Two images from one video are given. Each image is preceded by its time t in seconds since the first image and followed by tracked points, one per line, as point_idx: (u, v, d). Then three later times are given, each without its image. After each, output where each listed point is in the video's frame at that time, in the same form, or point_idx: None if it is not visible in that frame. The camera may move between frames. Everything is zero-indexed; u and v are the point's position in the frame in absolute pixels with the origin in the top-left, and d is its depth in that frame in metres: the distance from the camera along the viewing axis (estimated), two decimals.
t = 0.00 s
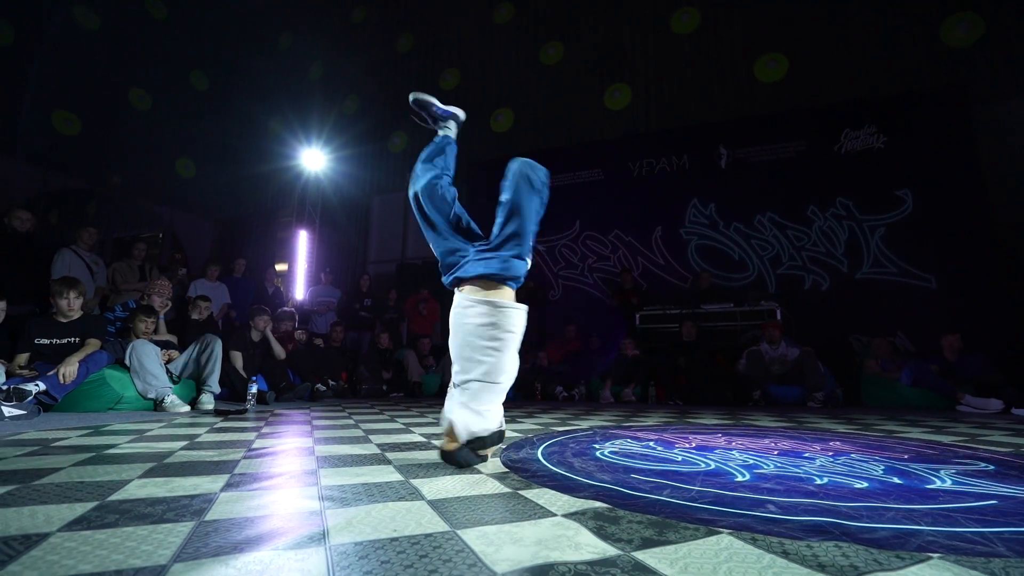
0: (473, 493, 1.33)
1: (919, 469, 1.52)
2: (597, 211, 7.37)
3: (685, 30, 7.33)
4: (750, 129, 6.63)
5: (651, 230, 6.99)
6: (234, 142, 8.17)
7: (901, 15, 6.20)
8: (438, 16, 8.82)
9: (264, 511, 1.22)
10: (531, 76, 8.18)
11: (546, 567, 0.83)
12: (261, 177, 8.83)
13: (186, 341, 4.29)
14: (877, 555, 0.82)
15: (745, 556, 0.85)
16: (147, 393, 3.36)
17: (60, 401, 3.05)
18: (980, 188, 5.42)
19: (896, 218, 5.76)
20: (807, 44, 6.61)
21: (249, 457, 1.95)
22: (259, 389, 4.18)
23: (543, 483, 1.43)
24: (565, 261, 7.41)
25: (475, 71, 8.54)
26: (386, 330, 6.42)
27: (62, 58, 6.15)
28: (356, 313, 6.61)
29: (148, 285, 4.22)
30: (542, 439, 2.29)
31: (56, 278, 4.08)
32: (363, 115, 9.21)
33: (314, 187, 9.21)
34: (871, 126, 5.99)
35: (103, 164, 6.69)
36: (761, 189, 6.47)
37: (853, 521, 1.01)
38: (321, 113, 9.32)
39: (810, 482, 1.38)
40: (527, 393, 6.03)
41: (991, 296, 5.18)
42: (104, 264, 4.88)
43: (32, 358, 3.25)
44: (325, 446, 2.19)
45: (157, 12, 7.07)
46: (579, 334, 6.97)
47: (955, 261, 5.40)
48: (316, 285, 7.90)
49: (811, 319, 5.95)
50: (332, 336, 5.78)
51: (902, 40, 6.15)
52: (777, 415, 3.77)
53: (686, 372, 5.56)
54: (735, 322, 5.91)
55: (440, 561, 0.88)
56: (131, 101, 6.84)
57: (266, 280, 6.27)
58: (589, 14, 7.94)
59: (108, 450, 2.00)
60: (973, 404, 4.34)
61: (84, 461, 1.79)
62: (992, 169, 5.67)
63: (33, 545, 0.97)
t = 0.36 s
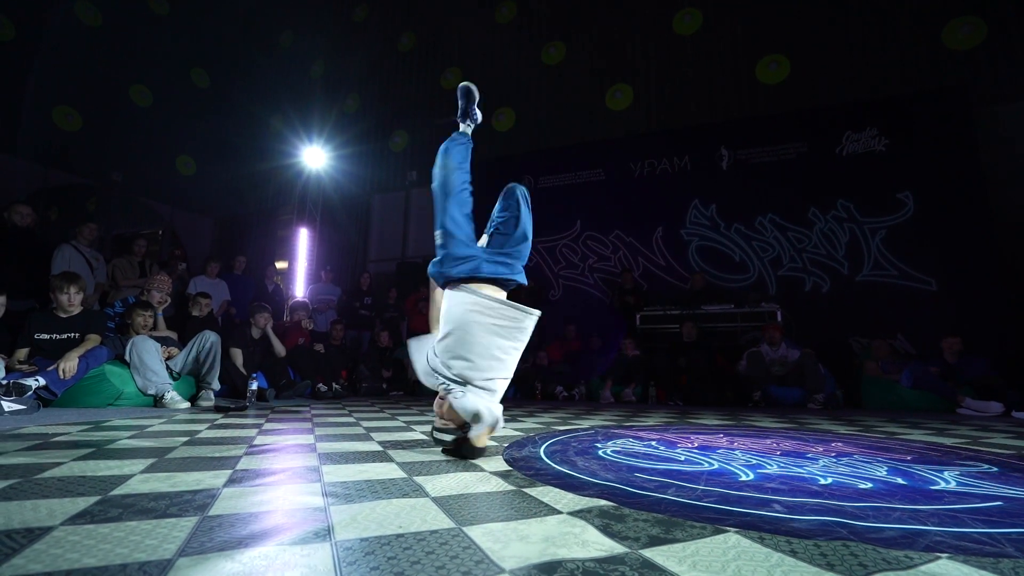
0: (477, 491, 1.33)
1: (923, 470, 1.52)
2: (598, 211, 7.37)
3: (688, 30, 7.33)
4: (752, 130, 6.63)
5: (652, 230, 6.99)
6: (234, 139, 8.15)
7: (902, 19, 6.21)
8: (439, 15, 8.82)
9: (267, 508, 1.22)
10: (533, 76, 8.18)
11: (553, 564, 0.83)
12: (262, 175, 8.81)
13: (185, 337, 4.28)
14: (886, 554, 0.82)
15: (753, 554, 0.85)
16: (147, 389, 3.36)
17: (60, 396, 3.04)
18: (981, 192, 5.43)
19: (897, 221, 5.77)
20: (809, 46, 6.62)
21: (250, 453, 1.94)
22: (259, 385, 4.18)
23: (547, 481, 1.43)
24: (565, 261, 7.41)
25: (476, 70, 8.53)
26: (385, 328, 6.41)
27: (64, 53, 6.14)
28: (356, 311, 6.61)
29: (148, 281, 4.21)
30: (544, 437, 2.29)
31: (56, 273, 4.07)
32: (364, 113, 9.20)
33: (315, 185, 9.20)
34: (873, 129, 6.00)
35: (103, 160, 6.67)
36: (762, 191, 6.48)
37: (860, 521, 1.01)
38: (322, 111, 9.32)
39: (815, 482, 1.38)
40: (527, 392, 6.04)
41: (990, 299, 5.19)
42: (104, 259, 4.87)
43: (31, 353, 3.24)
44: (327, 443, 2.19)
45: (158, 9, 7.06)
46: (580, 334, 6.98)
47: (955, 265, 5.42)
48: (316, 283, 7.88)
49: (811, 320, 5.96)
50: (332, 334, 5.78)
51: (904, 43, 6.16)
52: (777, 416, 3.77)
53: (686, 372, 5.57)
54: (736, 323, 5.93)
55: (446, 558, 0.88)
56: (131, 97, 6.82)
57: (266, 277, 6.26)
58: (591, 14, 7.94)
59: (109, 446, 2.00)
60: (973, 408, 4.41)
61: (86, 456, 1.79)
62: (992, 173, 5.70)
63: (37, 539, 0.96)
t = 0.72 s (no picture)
0: (484, 490, 1.33)
1: (929, 469, 1.53)
2: (599, 211, 7.37)
3: (688, 30, 7.33)
4: (753, 131, 6.64)
5: (653, 230, 6.99)
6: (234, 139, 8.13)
7: (903, 20, 6.22)
8: (440, 15, 8.82)
9: (273, 506, 1.22)
10: (533, 76, 8.18)
11: (565, 563, 0.83)
12: (262, 174, 8.80)
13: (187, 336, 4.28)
14: (898, 553, 0.82)
15: (766, 553, 0.85)
16: (150, 388, 3.37)
17: (62, 396, 3.03)
18: (981, 191, 5.44)
19: (898, 221, 5.78)
20: (810, 46, 6.63)
21: (254, 453, 1.93)
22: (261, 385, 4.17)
23: (553, 480, 1.43)
24: (566, 261, 7.40)
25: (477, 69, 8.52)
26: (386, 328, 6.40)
27: (64, 52, 6.12)
28: (357, 310, 6.60)
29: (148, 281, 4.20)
30: (547, 437, 2.29)
31: (57, 272, 4.07)
32: (364, 112, 9.20)
33: (315, 185, 9.19)
34: (873, 129, 6.02)
35: (104, 159, 6.64)
36: (763, 191, 6.48)
37: (870, 520, 1.01)
38: (322, 110, 9.31)
39: (821, 481, 1.38)
40: (528, 392, 6.04)
41: (991, 299, 5.21)
42: (104, 259, 4.86)
43: (33, 352, 3.23)
44: (331, 442, 2.18)
45: (159, 9, 7.05)
46: (581, 333, 6.98)
47: (955, 265, 5.43)
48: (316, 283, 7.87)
49: (813, 320, 5.97)
50: (333, 334, 5.77)
51: (904, 43, 6.17)
52: (779, 415, 3.77)
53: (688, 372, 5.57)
54: (737, 323, 5.93)
55: (458, 556, 0.88)
56: (132, 97, 6.81)
57: (267, 277, 6.25)
58: (592, 13, 7.94)
59: (113, 445, 1.99)
60: (976, 408, 4.43)
61: (91, 455, 1.78)
62: (993, 173, 5.71)
63: (45, 538, 0.96)
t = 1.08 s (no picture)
0: (491, 496, 1.31)
1: (941, 473, 1.51)
2: (602, 211, 7.35)
3: (690, 30, 7.31)
4: (756, 130, 6.62)
5: (656, 230, 6.97)
6: (236, 140, 8.13)
7: (906, 18, 6.20)
8: (441, 15, 8.81)
9: (277, 514, 1.20)
10: (535, 76, 8.16)
11: (577, 574, 0.81)
12: (263, 175, 8.79)
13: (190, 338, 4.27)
14: (917, 563, 0.81)
15: (781, 563, 0.83)
16: (152, 391, 3.36)
17: (65, 399, 3.05)
18: (986, 190, 5.41)
19: (902, 220, 5.75)
20: (813, 44, 6.61)
21: (257, 457, 1.92)
22: (264, 387, 4.16)
23: (561, 486, 1.41)
24: (569, 261, 7.39)
25: (478, 69, 8.49)
26: (389, 329, 6.38)
27: (65, 53, 6.10)
28: (360, 312, 6.59)
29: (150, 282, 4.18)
30: (553, 440, 2.27)
31: (59, 275, 4.06)
32: (365, 113, 9.19)
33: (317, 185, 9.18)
34: (877, 128, 6.00)
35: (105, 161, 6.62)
36: (766, 190, 6.46)
37: (885, 527, 0.99)
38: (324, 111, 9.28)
39: (833, 485, 1.37)
40: (531, 393, 6.03)
41: (996, 298, 5.19)
42: (107, 261, 4.85)
43: (35, 355, 3.22)
44: (335, 446, 2.17)
45: (160, 10, 7.04)
46: (583, 334, 6.96)
47: (959, 264, 5.41)
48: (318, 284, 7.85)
49: (816, 320, 5.96)
50: (336, 336, 5.76)
51: (907, 42, 6.15)
52: (785, 417, 3.74)
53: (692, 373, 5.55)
54: (741, 322, 5.83)
55: (468, 568, 0.86)
56: (133, 98, 6.81)
57: (269, 278, 6.24)
58: (593, 13, 7.93)
59: (116, 449, 1.98)
60: (982, 409, 4.36)
61: (94, 460, 1.77)
62: (997, 172, 5.68)
63: (47, 548, 0.94)
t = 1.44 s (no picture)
0: (495, 494, 1.31)
1: (947, 471, 1.50)
2: (603, 211, 7.35)
3: (691, 29, 7.30)
4: (758, 128, 6.60)
5: (658, 230, 6.96)
6: (238, 140, 8.15)
7: (908, 16, 6.18)
8: (442, 15, 8.81)
9: (281, 513, 1.20)
10: (536, 76, 8.16)
11: (583, 572, 0.81)
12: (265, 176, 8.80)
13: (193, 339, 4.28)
14: (925, 561, 0.80)
15: (789, 560, 0.83)
16: (156, 391, 3.38)
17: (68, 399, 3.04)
18: (990, 188, 5.39)
19: (905, 219, 5.74)
20: (815, 42, 6.59)
21: (260, 456, 1.92)
22: (267, 388, 4.17)
23: (565, 485, 1.41)
24: (570, 261, 7.39)
25: (480, 69, 8.48)
26: (391, 329, 6.39)
27: (67, 55, 6.11)
28: (362, 311, 6.60)
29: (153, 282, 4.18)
30: (556, 439, 2.27)
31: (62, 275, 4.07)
32: (367, 113, 9.21)
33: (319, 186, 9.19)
34: (879, 126, 5.98)
35: (108, 162, 6.63)
36: (768, 189, 6.45)
37: (892, 525, 0.98)
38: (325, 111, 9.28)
39: (838, 484, 1.36)
40: (533, 392, 6.03)
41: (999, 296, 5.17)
42: (109, 262, 4.86)
43: (39, 355, 3.22)
44: (338, 445, 2.17)
45: (162, 11, 7.06)
46: (586, 333, 6.96)
47: (963, 262, 5.39)
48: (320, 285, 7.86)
49: (819, 319, 5.94)
50: (338, 336, 5.76)
51: (910, 39, 6.13)
52: (788, 415, 3.73)
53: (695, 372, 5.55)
54: (744, 322, 5.84)
55: (473, 566, 0.85)
56: (136, 100, 6.83)
57: (272, 278, 6.25)
58: (595, 12, 7.92)
59: (119, 449, 1.98)
60: (987, 407, 4.34)
61: (97, 460, 1.77)
62: (1001, 170, 5.65)
63: (52, 547, 0.94)
